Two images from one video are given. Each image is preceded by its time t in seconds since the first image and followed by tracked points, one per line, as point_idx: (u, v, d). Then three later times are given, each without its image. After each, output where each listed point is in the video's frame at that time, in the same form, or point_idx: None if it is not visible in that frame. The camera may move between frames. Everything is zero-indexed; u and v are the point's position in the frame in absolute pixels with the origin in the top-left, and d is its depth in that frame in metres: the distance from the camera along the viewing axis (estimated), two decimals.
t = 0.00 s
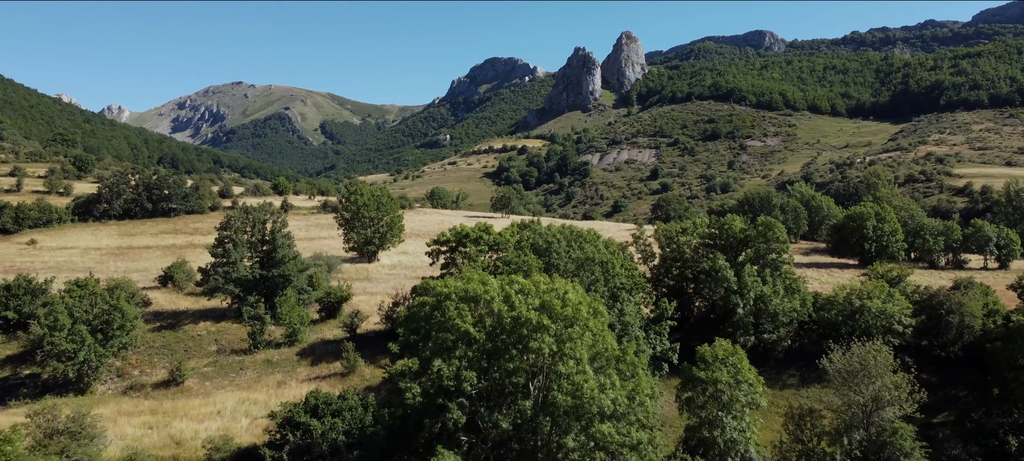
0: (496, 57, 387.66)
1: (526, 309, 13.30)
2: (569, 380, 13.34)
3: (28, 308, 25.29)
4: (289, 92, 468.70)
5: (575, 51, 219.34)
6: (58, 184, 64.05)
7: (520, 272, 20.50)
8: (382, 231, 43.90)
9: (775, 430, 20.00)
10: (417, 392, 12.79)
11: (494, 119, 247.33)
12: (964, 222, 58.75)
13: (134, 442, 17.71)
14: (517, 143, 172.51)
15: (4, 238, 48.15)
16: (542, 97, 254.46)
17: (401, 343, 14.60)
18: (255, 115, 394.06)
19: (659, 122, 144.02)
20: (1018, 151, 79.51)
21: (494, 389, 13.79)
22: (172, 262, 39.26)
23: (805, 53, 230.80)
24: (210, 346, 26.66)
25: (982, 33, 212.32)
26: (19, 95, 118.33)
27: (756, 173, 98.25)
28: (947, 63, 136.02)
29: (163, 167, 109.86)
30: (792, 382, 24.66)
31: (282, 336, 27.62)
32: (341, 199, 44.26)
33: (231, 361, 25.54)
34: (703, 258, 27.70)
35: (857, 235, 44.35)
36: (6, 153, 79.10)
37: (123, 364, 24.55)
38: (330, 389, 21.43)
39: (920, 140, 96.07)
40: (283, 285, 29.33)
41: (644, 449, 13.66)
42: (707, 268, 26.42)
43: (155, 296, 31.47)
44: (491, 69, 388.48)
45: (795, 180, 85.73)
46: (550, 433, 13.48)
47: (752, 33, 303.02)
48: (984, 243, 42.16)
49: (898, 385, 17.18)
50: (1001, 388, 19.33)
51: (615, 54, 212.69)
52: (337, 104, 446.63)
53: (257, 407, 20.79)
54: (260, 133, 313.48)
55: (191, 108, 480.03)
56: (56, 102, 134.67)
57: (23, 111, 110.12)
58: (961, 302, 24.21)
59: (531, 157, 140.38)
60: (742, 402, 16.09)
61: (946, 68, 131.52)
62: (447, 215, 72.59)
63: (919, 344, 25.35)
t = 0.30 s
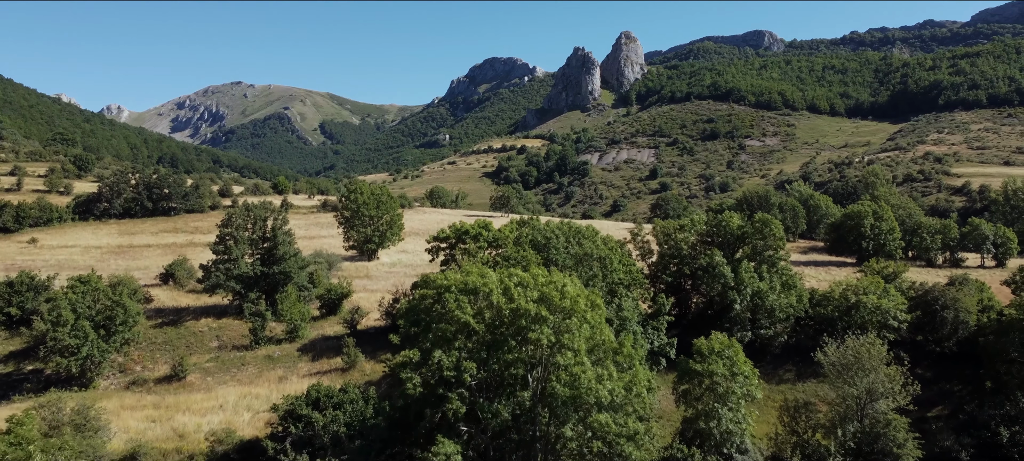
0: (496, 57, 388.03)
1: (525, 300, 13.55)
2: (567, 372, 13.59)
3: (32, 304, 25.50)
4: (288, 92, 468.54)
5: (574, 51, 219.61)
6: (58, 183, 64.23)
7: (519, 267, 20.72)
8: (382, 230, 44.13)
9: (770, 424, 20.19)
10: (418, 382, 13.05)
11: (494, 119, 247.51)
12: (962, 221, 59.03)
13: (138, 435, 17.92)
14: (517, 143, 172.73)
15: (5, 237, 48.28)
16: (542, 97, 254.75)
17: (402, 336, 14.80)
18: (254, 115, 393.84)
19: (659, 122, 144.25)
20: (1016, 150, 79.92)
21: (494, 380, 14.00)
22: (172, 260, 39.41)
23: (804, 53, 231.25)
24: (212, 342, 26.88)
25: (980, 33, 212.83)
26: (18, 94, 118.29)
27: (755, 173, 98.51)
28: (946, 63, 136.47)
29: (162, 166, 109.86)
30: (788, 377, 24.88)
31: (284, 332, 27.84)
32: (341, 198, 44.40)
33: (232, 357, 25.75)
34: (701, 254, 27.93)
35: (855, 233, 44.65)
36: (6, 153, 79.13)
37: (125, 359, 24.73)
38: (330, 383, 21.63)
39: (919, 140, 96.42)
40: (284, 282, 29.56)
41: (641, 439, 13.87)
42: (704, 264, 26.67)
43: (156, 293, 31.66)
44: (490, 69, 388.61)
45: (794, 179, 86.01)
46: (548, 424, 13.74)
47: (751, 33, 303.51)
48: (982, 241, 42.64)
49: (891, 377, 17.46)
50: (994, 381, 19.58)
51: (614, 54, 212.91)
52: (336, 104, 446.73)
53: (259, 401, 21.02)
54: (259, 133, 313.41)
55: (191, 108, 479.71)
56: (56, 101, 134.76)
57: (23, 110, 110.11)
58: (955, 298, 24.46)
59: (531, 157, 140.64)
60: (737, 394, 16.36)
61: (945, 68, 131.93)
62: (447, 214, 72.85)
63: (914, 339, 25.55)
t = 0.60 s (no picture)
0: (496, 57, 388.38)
1: (524, 293, 13.77)
2: (566, 363, 13.82)
3: (35, 300, 25.71)
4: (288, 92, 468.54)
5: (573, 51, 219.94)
6: (59, 182, 64.41)
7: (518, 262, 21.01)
8: (382, 228, 44.38)
9: (766, 417, 20.43)
10: (419, 373, 13.27)
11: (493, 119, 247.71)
12: (960, 219, 59.32)
13: (141, 428, 18.13)
14: (516, 142, 172.89)
15: (6, 236, 48.43)
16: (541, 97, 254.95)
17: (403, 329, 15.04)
18: (254, 115, 393.77)
19: (658, 121, 144.51)
20: (1015, 150, 80.24)
21: (493, 371, 14.23)
22: (173, 258, 39.62)
23: (804, 53, 231.66)
24: (213, 338, 27.08)
25: (979, 33, 213.36)
26: (18, 94, 118.37)
27: (754, 172, 98.66)
28: (945, 63, 136.87)
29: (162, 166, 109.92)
30: (785, 372, 25.08)
31: (285, 329, 28.08)
32: (341, 197, 44.65)
33: (234, 352, 25.96)
34: (698, 251, 28.14)
35: (852, 231, 44.99)
36: (6, 152, 79.21)
37: (128, 355, 24.91)
38: (331, 378, 21.85)
39: (917, 139, 96.73)
40: (285, 279, 29.80)
41: (638, 430, 14.11)
42: (702, 260, 26.88)
43: (158, 290, 31.88)
44: (489, 69, 388.82)
45: (792, 179, 86.26)
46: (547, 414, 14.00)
47: (750, 33, 304.00)
48: (978, 240, 42.83)
49: (885, 370, 17.71)
50: (987, 374, 19.84)
51: (614, 53, 213.05)
52: (336, 104, 446.73)
53: (261, 396, 21.23)
54: (259, 134, 313.34)
55: (190, 108, 479.47)
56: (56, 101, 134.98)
57: (22, 110, 110.19)
58: (950, 294, 24.70)
59: (530, 156, 140.89)
60: (733, 386, 16.63)
61: (944, 68, 132.30)
62: (447, 213, 73.11)
63: (910, 335, 25.83)
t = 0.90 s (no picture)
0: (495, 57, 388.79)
1: (523, 285, 13.99)
2: (564, 355, 14.03)
3: (38, 297, 25.90)
4: (287, 92, 468.42)
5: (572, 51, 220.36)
6: (59, 181, 64.59)
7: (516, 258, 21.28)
8: (382, 227, 44.63)
9: (761, 409, 20.68)
10: (419, 364, 13.55)
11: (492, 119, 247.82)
12: (957, 218, 59.64)
13: (144, 422, 18.32)
14: (515, 142, 173.05)
15: (6, 234, 48.58)
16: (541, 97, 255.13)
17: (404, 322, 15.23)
18: (253, 115, 393.67)
19: (657, 121, 144.85)
20: (1013, 149, 80.64)
21: (492, 363, 14.47)
22: (174, 256, 39.82)
23: (803, 53, 232.10)
24: (214, 335, 27.26)
25: (978, 33, 213.94)
26: (17, 94, 118.51)
27: (753, 172, 98.84)
28: (943, 63, 137.23)
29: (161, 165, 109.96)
30: (781, 367, 25.26)
31: (286, 325, 28.30)
32: (341, 195, 44.87)
33: (235, 348, 26.16)
34: (696, 247, 28.37)
35: (850, 230, 45.33)
36: (6, 151, 79.38)
37: (130, 351, 25.06)
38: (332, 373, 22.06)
39: (916, 138, 97.04)
40: (286, 276, 30.03)
41: (635, 420, 14.31)
42: (699, 257, 27.14)
43: (159, 287, 32.13)
44: (489, 69, 388.91)
45: (791, 178, 86.51)
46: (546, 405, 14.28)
47: (749, 33, 304.46)
48: (975, 238, 42.73)
49: (879, 363, 17.96)
50: (980, 368, 20.10)
51: (613, 53, 213.18)
52: (335, 104, 446.72)
53: (262, 391, 21.44)
54: (258, 134, 313.44)
55: (190, 107, 479.35)
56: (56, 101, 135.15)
57: (22, 110, 110.31)
58: (944, 290, 24.96)
59: (530, 156, 141.22)
60: (729, 378, 16.92)
61: (942, 68, 132.68)
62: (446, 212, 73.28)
63: (905, 330, 26.13)
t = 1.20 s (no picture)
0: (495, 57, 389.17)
1: (521, 279, 14.22)
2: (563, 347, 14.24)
3: (41, 293, 26.10)
4: (286, 92, 468.21)
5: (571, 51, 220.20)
6: (59, 180, 64.78)
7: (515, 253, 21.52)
8: (382, 225, 44.84)
9: (757, 403, 20.93)
10: (419, 356, 13.80)
11: (491, 119, 247.60)
12: (955, 217, 59.87)
13: (147, 415, 18.54)
14: (514, 142, 173.16)
15: (7, 233, 48.78)
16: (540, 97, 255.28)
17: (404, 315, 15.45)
18: (252, 115, 393.48)
19: (656, 121, 145.06)
20: (1011, 148, 80.91)
21: (492, 355, 14.72)
22: (175, 254, 40.03)
23: (803, 53, 232.60)
24: (216, 331, 27.49)
25: (977, 33, 214.33)
26: (17, 94, 118.59)
27: (751, 172, 98.98)
28: (942, 62, 137.57)
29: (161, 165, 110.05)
30: (778, 362, 25.49)
31: (286, 321, 28.48)
32: (341, 194, 45.04)
33: (236, 344, 26.38)
34: (693, 244, 28.61)
35: (848, 228, 45.73)
36: (6, 151, 79.50)
37: (132, 347, 25.30)
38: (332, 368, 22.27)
39: (914, 138, 97.31)
40: (287, 273, 30.24)
41: (632, 412, 14.50)
42: (697, 254, 27.39)
43: (161, 285, 32.34)
44: (488, 69, 388.95)
45: (790, 177, 86.79)
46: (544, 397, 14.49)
47: (748, 33, 305.03)
48: (972, 237, 42.45)
49: (873, 356, 18.21)
50: (973, 361, 20.37)
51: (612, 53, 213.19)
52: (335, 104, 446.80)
53: (264, 385, 21.65)
54: (257, 134, 313.41)
55: (189, 107, 479.06)
56: (56, 101, 135.20)
57: (22, 110, 110.39)
58: (940, 286, 25.19)
59: (529, 156, 141.39)
60: (725, 371, 17.15)
61: (941, 67, 133.05)
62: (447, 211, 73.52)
63: (901, 326, 26.37)
